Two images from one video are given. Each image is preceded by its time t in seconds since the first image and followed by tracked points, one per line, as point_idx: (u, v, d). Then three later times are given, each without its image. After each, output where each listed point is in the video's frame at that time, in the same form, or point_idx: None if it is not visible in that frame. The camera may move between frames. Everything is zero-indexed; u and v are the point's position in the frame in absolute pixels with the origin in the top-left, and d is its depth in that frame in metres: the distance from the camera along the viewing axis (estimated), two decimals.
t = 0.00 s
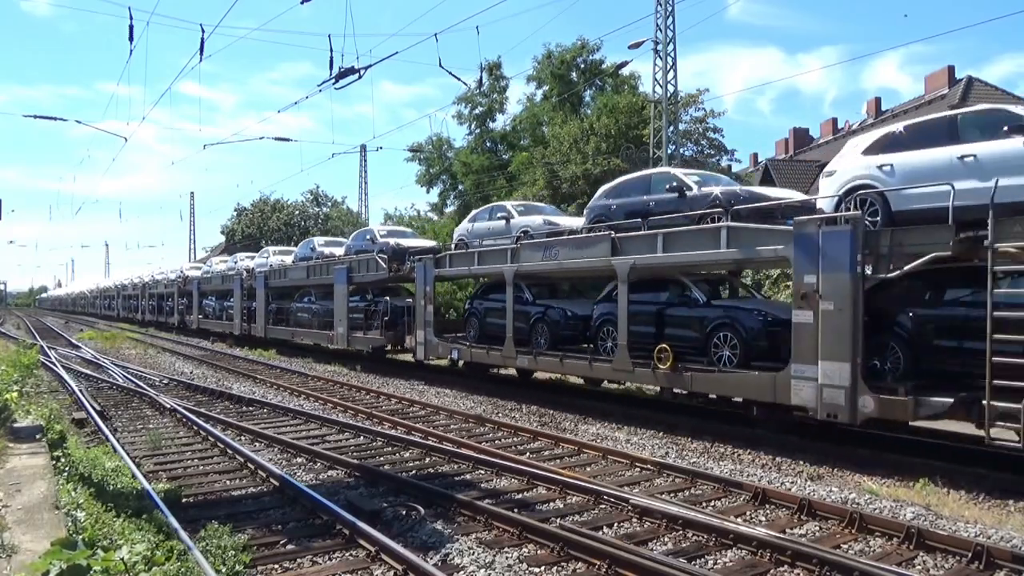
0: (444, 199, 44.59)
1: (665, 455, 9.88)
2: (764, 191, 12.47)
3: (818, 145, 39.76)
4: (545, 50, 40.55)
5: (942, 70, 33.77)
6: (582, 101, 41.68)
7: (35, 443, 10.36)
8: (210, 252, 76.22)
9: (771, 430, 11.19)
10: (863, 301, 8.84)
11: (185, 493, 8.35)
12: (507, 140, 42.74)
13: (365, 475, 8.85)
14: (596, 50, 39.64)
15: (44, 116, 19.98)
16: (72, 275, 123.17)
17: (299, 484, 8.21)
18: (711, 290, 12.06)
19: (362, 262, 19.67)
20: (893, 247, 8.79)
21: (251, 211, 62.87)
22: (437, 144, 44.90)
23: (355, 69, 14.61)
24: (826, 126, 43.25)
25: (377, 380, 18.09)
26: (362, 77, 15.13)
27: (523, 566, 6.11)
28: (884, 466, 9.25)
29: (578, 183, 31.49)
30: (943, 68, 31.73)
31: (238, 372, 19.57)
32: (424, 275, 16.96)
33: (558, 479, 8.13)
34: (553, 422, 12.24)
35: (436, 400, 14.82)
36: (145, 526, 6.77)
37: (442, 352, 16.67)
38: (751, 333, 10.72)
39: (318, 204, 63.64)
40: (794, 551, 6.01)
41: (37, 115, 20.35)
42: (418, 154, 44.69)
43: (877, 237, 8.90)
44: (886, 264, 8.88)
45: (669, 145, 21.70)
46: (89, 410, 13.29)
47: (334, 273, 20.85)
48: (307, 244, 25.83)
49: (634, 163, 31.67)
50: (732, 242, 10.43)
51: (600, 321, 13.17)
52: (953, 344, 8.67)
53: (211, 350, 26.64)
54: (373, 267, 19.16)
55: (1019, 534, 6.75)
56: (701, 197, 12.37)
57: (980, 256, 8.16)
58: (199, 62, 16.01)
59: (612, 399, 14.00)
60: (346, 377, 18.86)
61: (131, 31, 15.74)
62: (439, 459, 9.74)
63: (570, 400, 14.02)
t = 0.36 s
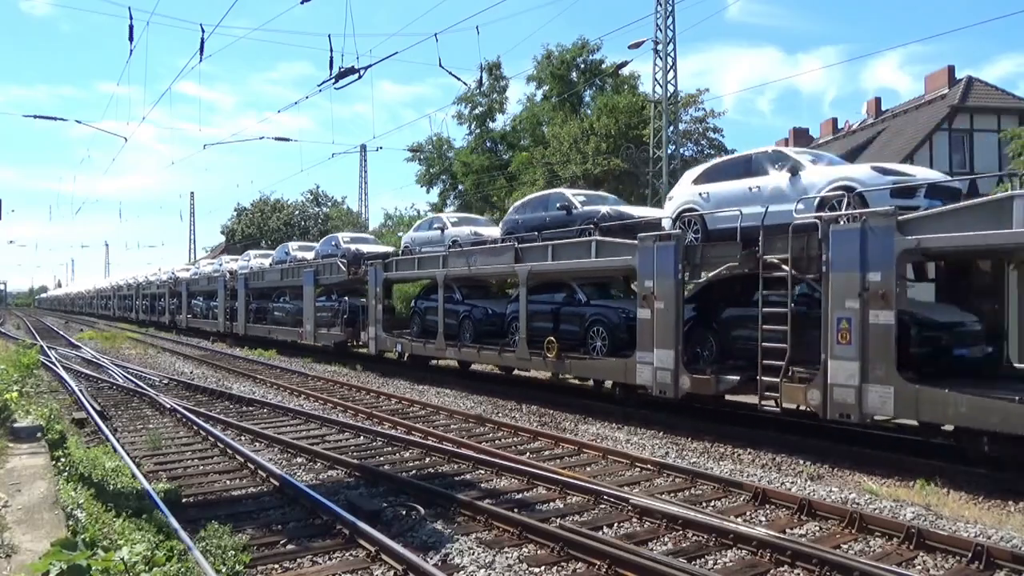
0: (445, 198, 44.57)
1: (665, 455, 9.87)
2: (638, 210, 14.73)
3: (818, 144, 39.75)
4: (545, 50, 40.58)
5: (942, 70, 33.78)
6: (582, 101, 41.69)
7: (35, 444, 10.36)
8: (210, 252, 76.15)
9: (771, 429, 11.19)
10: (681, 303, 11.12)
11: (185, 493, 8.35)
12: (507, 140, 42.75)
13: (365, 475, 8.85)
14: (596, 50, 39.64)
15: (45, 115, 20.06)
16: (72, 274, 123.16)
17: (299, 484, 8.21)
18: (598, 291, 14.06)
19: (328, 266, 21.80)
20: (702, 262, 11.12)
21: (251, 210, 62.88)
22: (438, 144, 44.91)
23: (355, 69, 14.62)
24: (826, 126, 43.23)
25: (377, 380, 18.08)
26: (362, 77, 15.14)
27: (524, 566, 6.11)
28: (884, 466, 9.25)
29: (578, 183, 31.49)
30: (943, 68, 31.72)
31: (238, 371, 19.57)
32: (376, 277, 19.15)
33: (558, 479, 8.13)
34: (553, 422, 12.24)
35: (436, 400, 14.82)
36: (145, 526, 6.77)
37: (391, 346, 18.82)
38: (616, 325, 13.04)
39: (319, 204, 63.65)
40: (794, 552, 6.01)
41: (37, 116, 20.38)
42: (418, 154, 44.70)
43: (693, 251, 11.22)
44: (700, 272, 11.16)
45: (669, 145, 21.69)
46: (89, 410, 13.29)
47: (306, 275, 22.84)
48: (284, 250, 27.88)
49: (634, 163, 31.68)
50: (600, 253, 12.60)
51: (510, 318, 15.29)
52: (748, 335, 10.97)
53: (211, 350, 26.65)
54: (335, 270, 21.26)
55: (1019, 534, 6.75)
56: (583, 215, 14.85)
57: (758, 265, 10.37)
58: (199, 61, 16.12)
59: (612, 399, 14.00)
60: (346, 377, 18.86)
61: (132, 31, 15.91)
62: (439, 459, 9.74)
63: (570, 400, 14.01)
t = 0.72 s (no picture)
0: (445, 199, 44.54)
1: (665, 455, 9.88)
2: (545, 222, 16.97)
3: (818, 144, 39.75)
4: (545, 50, 40.60)
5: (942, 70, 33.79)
6: (582, 101, 41.68)
7: (35, 444, 10.35)
8: (210, 252, 76.10)
9: (771, 430, 11.19)
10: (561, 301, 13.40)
11: (185, 493, 8.35)
12: (507, 140, 42.74)
13: (365, 475, 8.86)
14: (596, 50, 39.64)
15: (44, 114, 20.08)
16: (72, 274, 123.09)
17: (299, 484, 8.21)
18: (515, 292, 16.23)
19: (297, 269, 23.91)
20: (581, 269, 13.37)
21: (251, 211, 62.84)
22: (438, 144, 44.92)
23: (355, 69, 14.62)
24: (826, 127, 43.24)
25: (377, 380, 18.08)
26: (362, 77, 15.15)
27: (524, 566, 6.11)
28: (884, 466, 9.25)
29: (578, 183, 31.46)
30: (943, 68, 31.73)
31: (238, 372, 19.57)
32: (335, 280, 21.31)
33: (558, 479, 8.13)
34: (553, 422, 12.24)
35: (436, 400, 14.82)
36: (145, 526, 6.77)
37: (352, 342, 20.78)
38: (522, 321, 15.34)
39: (319, 204, 63.67)
40: (794, 552, 6.01)
41: (37, 116, 20.31)
42: (417, 154, 44.69)
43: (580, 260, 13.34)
44: (579, 278, 13.35)
45: (669, 145, 21.69)
46: (89, 410, 13.29)
47: (278, 277, 24.86)
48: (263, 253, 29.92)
49: (634, 163, 31.68)
50: (508, 260, 14.73)
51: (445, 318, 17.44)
52: (613, 327, 13.11)
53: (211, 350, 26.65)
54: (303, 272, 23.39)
55: (1019, 535, 6.75)
56: (499, 227, 17.02)
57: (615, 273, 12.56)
58: (199, 60, 16.13)
59: (612, 399, 14.00)
60: (346, 377, 18.86)
61: (131, 31, 15.91)
62: (439, 459, 9.74)
63: (571, 400, 14.00)
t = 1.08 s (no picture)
0: (445, 198, 44.53)
1: (665, 455, 9.88)
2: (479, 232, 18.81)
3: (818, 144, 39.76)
4: (545, 50, 40.61)
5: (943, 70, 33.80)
6: (582, 101, 41.68)
7: (35, 443, 10.34)
8: (210, 252, 76.05)
9: (770, 430, 11.20)
10: (476, 302, 15.49)
11: (185, 493, 8.34)
12: (507, 140, 42.75)
13: (365, 475, 8.86)
14: (596, 50, 39.65)
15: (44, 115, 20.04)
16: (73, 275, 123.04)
17: (299, 484, 8.21)
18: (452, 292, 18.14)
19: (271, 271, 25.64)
20: (495, 273, 15.34)
21: (251, 211, 62.82)
22: (438, 144, 44.91)
23: (355, 69, 14.61)
24: (826, 127, 43.23)
25: (377, 380, 18.08)
26: (362, 77, 15.14)
27: (523, 566, 6.11)
28: (884, 466, 9.25)
29: (578, 183, 31.45)
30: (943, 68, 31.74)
31: (238, 372, 19.57)
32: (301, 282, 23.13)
33: (558, 479, 8.13)
34: (553, 422, 12.24)
35: (436, 400, 14.82)
36: (145, 526, 6.77)
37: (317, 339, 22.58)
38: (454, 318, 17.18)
39: (319, 204, 63.72)
40: (794, 552, 6.01)
41: (37, 116, 20.30)
42: (418, 154, 44.70)
43: (491, 266, 15.42)
44: (492, 281, 15.36)
45: (669, 145, 21.69)
46: (89, 411, 13.29)
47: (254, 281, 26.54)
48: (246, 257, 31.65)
49: (634, 163, 31.67)
50: (442, 265, 16.72)
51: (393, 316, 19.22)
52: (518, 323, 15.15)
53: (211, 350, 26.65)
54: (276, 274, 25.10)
55: (1019, 535, 6.76)
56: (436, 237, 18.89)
57: (518, 277, 14.63)
58: (199, 60, 16.12)
59: (612, 399, 14.00)
60: (346, 377, 18.86)
61: (131, 31, 15.90)
62: (439, 459, 9.74)
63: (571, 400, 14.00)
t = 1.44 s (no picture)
0: (444, 198, 44.53)
1: (665, 455, 9.88)
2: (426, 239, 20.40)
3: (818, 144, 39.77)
4: (546, 50, 40.62)
5: (942, 70, 33.80)
6: (582, 101, 41.69)
7: (35, 443, 10.34)
8: (209, 253, 76.06)
9: (769, 430, 11.20)
10: (413, 301, 17.58)
11: (185, 493, 8.35)
12: (507, 140, 42.78)
13: (365, 475, 8.86)
14: (596, 50, 39.65)
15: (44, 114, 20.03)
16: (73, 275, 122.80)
17: (300, 484, 8.22)
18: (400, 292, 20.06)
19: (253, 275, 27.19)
20: (431, 276, 17.48)
21: (251, 211, 62.81)
22: (438, 144, 44.93)
23: (355, 69, 14.60)
24: (826, 127, 43.21)
25: (377, 380, 18.08)
26: (362, 77, 15.13)
27: (523, 566, 6.11)
28: (884, 466, 9.25)
29: (578, 183, 31.44)
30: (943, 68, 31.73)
31: (238, 372, 19.57)
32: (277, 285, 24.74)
33: (558, 479, 8.13)
34: (553, 422, 12.24)
35: (436, 400, 14.82)
36: (145, 526, 6.77)
37: (289, 337, 24.38)
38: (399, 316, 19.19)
39: (318, 204, 63.76)
40: (793, 552, 6.01)
41: (37, 116, 20.26)
42: (417, 154, 44.70)
43: (428, 270, 17.62)
44: (428, 283, 17.53)
45: (669, 145, 21.68)
46: (89, 410, 13.29)
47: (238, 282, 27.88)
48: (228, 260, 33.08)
49: (634, 164, 31.66)
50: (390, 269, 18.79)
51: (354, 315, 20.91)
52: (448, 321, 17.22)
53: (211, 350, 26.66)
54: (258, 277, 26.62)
55: (1019, 534, 6.76)
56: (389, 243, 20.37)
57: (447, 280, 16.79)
58: (199, 61, 16.12)
59: (612, 399, 14.00)
60: (346, 377, 18.86)
61: (131, 31, 15.88)
62: (439, 459, 9.74)
63: (571, 400, 14.01)
